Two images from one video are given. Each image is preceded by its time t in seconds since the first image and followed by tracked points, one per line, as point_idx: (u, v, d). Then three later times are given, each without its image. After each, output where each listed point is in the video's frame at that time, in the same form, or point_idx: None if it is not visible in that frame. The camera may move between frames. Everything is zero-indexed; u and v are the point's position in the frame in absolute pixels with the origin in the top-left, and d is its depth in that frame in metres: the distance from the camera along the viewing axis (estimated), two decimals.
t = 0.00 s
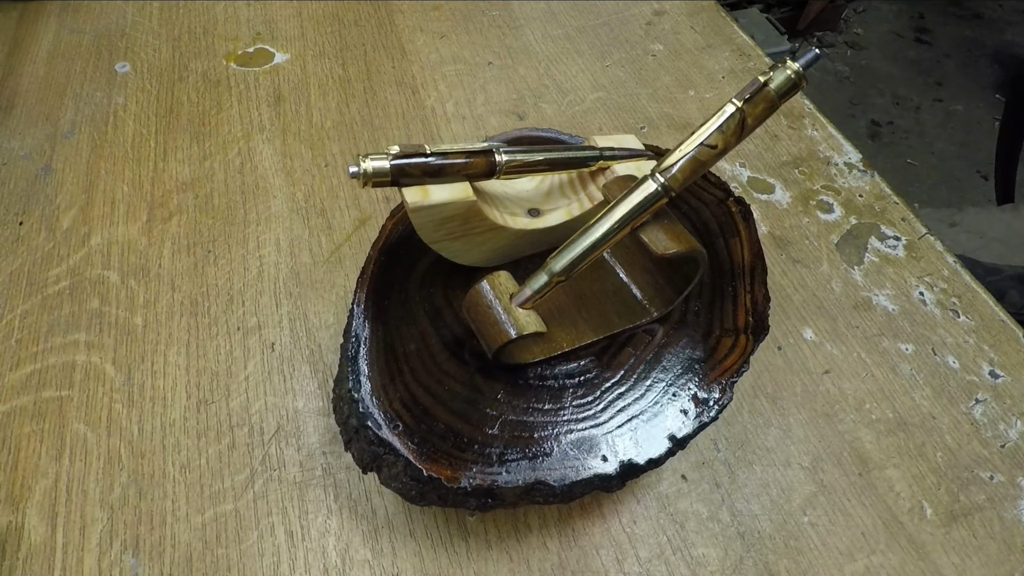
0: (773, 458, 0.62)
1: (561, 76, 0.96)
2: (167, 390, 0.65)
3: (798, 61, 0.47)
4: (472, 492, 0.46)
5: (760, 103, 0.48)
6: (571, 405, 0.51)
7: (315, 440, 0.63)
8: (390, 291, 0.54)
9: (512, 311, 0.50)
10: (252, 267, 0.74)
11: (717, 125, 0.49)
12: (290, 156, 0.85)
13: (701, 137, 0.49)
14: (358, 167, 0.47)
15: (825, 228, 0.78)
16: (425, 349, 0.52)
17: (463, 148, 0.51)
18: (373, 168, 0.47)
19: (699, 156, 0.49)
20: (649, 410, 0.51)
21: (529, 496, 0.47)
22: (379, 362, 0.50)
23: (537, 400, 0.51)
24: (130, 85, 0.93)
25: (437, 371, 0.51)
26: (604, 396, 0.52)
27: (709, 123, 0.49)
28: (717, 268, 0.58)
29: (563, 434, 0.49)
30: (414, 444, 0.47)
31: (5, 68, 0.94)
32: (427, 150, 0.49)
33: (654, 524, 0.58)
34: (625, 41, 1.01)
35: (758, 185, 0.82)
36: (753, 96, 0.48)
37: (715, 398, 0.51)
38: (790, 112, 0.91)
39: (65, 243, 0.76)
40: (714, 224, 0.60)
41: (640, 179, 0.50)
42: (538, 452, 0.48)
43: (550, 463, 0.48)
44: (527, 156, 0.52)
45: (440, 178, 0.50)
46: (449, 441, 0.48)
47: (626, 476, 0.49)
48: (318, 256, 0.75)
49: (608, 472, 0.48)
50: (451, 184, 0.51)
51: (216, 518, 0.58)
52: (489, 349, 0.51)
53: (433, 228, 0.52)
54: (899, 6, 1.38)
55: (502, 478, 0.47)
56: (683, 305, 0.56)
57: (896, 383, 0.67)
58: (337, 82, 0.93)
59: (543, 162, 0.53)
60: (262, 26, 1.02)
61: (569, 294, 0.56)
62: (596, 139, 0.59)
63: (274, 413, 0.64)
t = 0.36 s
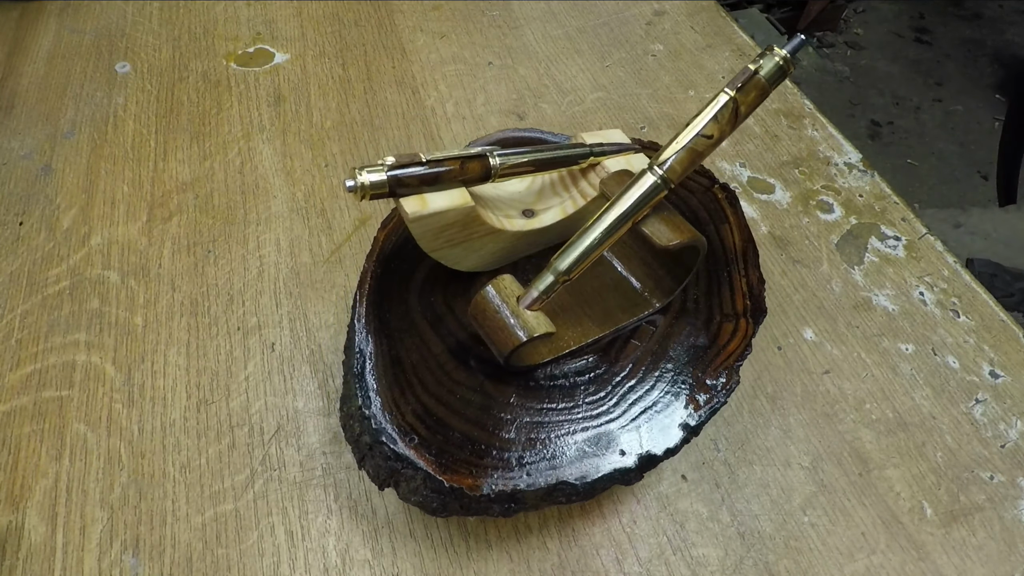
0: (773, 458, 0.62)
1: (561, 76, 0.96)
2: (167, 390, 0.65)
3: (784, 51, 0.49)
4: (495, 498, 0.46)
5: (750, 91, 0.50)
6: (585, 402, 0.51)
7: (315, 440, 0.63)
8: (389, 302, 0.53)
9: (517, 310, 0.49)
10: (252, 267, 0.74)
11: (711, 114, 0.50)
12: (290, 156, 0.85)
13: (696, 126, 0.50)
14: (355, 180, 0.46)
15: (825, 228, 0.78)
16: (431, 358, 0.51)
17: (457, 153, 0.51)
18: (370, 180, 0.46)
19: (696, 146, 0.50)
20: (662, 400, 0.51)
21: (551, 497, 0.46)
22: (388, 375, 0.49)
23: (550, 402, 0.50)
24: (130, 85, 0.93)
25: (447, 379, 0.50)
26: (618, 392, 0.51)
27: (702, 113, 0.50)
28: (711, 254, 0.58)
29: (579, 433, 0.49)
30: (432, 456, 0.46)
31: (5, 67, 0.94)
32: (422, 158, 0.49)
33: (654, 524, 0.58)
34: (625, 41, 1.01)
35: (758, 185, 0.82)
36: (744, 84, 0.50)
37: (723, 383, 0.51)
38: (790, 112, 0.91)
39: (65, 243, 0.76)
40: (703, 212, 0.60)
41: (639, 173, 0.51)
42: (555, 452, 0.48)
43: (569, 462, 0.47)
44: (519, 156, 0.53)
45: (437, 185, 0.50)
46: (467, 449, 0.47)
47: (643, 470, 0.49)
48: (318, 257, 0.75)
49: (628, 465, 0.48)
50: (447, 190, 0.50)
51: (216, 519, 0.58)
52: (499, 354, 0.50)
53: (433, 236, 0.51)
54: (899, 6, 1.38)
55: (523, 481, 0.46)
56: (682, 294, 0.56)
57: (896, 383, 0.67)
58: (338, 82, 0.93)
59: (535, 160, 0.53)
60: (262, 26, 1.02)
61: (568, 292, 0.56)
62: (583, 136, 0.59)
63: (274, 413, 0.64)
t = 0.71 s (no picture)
0: (773, 458, 0.62)
1: (561, 76, 0.96)
2: (166, 390, 0.65)
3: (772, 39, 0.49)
4: (517, 501, 0.45)
5: (741, 80, 0.50)
6: (596, 398, 0.51)
7: (315, 440, 0.63)
8: (390, 312, 0.52)
9: (523, 312, 0.49)
10: (252, 267, 0.74)
11: (705, 105, 0.50)
12: (290, 156, 0.85)
13: (692, 118, 0.50)
14: (353, 194, 0.45)
15: (825, 228, 0.78)
16: (438, 365, 0.51)
17: (450, 159, 0.50)
18: (369, 192, 0.45)
19: (693, 138, 0.50)
20: (672, 391, 0.51)
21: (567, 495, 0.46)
22: (399, 388, 0.49)
23: (562, 402, 0.50)
24: (130, 85, 0.93)
25: (456, 386, 0.50)
26: (629, 386, 0.51)
27: (697, 104, 0.50)
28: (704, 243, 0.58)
29: (593, 430, 0.49)
30: (450, 465, 0.46)
31: (5, 67, 0.94)
32: (418, 167, 0.48)
33: (654, 524, 0.58)
34: (625, 41, 1.01)
35: (758, 185, 0.82)
36: (735, 74, 0.50)
37: (729, 368, 0.51)
38: (790, 112, 0.91)
39: (65, 243, 0.76)
40: (691, 201, 0.61)
41: (637, 168, 0.51)
42: (570, 450, 0.48)
43: (585, 459, 0.47)
44: (513, 157, 0.53)
45: (434, 193, 0.49)
46: (485, 456, 0.47)
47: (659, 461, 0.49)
48: (318, 257, 0.75)
49: (645, 457, 0.48)
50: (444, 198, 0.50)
51: (216, 518, 0.58)
52: (510, 358, 0.49)
53: (433, 244, 0.50)
54: (899, 6, 1.38)
55: (543, 482, 0.46)
56: (680, 284, 0.57)
57: (896, 383, 0.67)
58: (338, 82, 0.93)
59: (529, 161, 0.53)
60: (262, 26, 1.02)
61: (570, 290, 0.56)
62: (569, 134, 0.60)
63: (274, 413, 0.64)
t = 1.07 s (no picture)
0: (773, 458, 0.62)
1: (561, 76, 0.96)
2: (166, 390, 0.65)
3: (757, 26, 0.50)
4: (542, 502, 0.45)
5: (730, 69, 0.51)
6: (608, 394, 0.50)
7: (315, 440, 0.63)
8: (391, 323, 0.52)
9: (531, 313, 0.47)
10: (252, 267, 0.74)
11: (697, 95, 0.51)
12: (290, 156, 0.85)
13: (684, 111, 0.51)
14: (352, 209, 0.43)
15: (826, 228, 0.78)
16: (444, 372, 0.50)
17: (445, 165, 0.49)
18: (368, 206, 0.44)
19: (686, 129, 0.51)
20: (683, 378, 0.51)
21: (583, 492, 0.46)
22: (412, 400, 0.48)
23: (576, 400, 0.50)
24: (130, 85, 0.93)
25: (467, 392, 0.49)
26: (642, 378, 0.51)
27: (688, 95, 0.51)
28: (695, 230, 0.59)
29: (608, 425, 0.49)
30: (470, 474, 0.45)
31: (5, 68, 0.94)
32: (415, 176, 0.47)
33: (654, 524, 0.58)
34: (625, 41, 1.01)
35: (758, 185, 0.82)
36: (723, 63, 0.51)
37: (733, 351, 0.52)
38: (790, 112, 0.91)
39: (65, 243, 0.76)
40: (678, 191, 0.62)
41: (632, 161, 0.51)
42: (586, 446, 0.48)
43: (604, 454, 0.47)
44: (507, 159, 0.52)
45: (433, 202, 0.48)
46: (504, 460, 0.46)
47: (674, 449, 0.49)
48: (318, 257, 0.75)
49: (663, 446, 0.48)
50: (441, 205, 0.49)
51: (216, 518, 0.58)
52: (522, 361, 0.48)
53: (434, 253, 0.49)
54: (899, 6, 1.38)
55: (565, 480, 0.46)
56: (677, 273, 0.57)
57: (896, 383, 0.67)
58: (337, 82, 0.94)
59: (523, 161, 0.53)
60: (262, 27, 1.02)
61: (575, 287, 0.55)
62: (555, 132, 0.60)
63: (274, 413, 0.64)
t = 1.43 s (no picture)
0: (773, 458, 0.62)
1: (561, 76, 0.96)
2: (166, 390, 0.65)
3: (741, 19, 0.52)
4: (566, 503, 0.45)
5: (718, 60, 0.52)
6: (619, 388, 0.51)
7: (315, 440, 0.63)
8: (394, 332, 0.50)
9: (539, 315, 0.47)
10: (252, 267, 0.74)
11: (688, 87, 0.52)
12: (290, 156, 0.85)
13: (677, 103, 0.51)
14: (354, 223, 0.43)
15: (825, 228, 0.78)
16: (452, 379, 0.50)
17: (441, 172, 0.49)
18: (370, 217, 0.43)
19: (680, 121, 0.51)
20: (691, 368, 0.51)
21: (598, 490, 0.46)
22: (425, 411, 0.47)
23: (588, 397, 0.50)
24: (130, 85, 0.93)
25: (480, 399, 0.49)
26: (652, 371, 0.52)
27: (679, 88, 0.52)
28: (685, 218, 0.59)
29: (622, 419, 0.49)
30: (491, 480, 0.44)
31: (5, 68, 0.94)
32: (414, 185, 0.47)
33: (654, 524, 0.58)
34: (625, 41, 1.01)
35: (758, 185, 0.82)
36: (711, 55, 0.52)
37: (735, 336, 0.52)
38: (790, 112, 0.91)
39: (65, 243, 0.76)
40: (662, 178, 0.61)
41: (629, 155, 0.51)
42: (603, 441, 0.48)
43: (621, 449, 0.47)
44: (500, 162, 0.52)
45: (432, 210, 0.48)
46: (524, 462, 0.46)
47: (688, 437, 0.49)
48: (318, 257, 0.75)
49: (678, 435, 0.48)
50: (440, 213, 0.49)
51: (216, 519, 0.58)
52: (533, 362, 0.48)
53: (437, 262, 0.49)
54: (899, 6, 1.38)
55: (587, 478, 0.46)
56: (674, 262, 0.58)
57: (896, 383, 0.67)
58: (337, 82, 0.94)
59: (515, 163, 0.53)
60: (262, 26, 1.02)
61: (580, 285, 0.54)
62: (543, 131, 0.60)
63: (274, 413, 0.64)
